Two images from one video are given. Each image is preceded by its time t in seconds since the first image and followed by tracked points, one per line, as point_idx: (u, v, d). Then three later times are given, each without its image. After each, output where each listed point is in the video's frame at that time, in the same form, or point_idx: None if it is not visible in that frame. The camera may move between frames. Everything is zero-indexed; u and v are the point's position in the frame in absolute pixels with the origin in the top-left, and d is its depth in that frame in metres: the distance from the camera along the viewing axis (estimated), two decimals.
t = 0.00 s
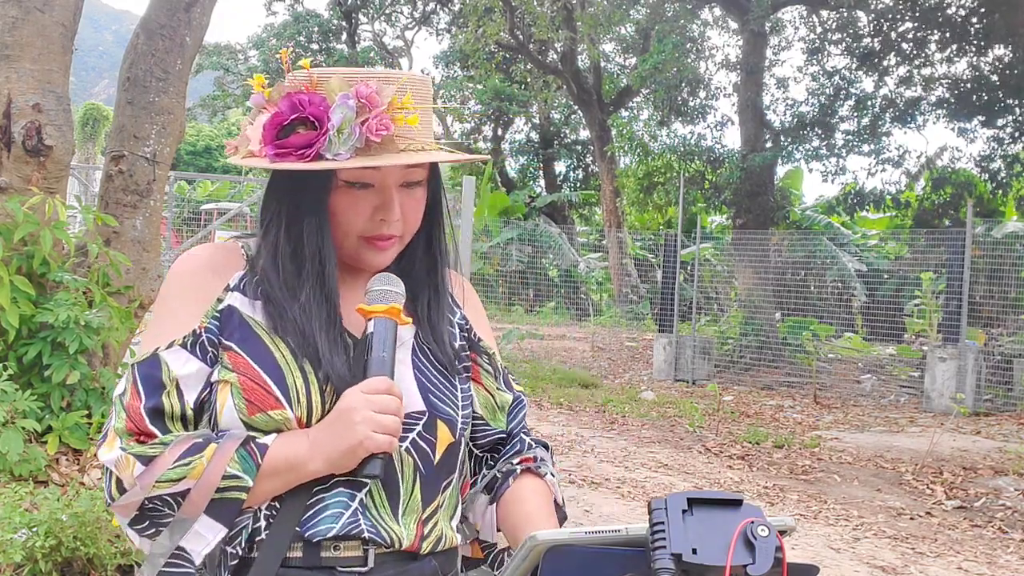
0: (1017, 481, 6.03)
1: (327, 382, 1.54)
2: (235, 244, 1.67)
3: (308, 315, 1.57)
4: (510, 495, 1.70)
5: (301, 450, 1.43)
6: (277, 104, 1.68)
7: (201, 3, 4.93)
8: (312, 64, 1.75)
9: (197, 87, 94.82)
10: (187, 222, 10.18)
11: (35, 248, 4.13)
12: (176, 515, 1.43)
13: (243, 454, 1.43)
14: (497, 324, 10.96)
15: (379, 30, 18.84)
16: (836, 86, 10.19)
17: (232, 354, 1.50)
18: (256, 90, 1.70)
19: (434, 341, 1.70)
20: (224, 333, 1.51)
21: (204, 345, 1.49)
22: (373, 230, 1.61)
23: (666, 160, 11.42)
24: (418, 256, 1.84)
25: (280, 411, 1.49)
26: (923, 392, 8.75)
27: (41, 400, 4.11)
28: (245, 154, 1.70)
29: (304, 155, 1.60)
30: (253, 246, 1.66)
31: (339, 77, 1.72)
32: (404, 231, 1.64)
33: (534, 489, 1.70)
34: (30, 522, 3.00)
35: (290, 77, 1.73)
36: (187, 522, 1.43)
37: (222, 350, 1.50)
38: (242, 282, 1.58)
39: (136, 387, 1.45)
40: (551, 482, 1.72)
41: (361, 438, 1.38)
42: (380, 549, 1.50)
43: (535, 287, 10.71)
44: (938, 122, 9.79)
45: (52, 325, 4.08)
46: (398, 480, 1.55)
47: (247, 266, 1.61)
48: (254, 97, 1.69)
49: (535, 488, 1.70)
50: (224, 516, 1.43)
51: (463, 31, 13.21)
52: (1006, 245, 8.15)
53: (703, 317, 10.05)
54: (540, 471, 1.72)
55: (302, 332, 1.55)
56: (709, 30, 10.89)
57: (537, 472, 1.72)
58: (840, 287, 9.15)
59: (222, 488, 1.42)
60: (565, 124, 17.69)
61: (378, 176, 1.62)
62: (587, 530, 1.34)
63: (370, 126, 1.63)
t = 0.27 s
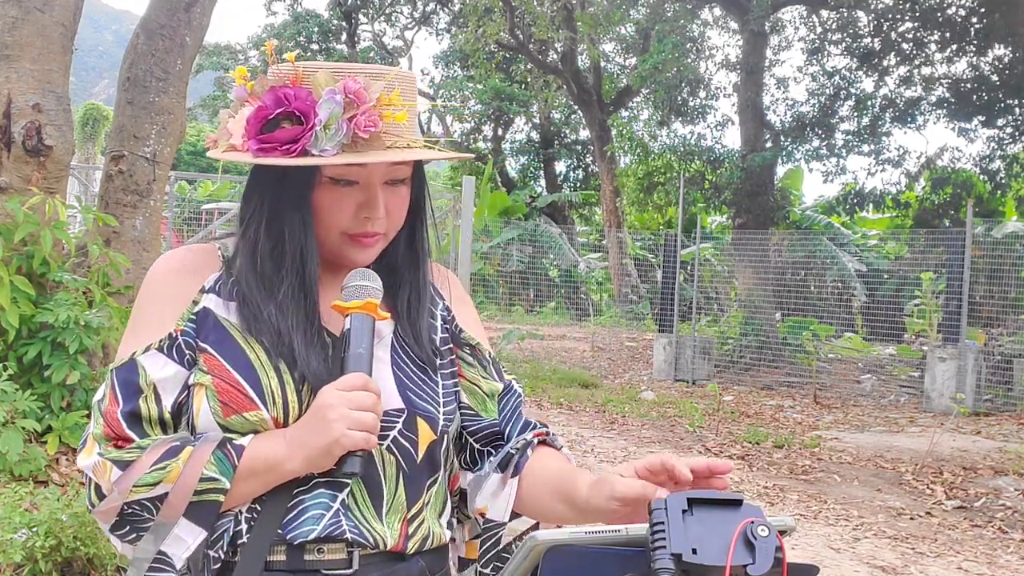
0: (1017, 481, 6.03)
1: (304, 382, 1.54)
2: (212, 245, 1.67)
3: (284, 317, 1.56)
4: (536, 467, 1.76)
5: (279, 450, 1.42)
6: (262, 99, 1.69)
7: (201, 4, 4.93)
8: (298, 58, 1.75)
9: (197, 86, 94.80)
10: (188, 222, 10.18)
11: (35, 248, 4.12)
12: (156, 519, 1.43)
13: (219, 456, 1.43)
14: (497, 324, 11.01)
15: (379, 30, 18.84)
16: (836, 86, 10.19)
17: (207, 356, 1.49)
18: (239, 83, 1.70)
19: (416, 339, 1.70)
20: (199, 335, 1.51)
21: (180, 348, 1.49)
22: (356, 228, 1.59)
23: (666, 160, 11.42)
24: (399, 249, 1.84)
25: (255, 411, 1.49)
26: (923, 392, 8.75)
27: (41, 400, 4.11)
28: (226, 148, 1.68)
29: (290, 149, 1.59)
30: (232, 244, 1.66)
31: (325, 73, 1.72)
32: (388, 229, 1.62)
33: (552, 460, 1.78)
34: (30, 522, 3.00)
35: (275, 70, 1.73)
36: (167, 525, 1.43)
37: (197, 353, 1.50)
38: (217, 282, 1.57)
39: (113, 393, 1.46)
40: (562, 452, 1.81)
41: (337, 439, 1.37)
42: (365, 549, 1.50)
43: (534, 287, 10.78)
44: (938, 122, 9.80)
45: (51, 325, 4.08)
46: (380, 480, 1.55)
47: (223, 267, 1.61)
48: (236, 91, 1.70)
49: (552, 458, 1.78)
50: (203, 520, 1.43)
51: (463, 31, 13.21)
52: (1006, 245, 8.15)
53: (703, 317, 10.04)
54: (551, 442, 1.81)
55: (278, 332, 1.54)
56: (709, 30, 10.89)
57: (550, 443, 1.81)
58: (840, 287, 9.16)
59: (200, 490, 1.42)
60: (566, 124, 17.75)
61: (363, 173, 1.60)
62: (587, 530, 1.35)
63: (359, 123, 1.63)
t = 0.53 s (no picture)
0: (1017, 481, 6.03)
1: (293, 388, 1.53)
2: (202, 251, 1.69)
3: (272, 322, 1.56)
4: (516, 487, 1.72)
5: (265, 459, 1.42)
6: (251, 102, 1.66)
7: (201, 4, 4.93)
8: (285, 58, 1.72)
9: (197, 87, 94.83)
10: (188, 222, 10.18)
11: (35, 248, 4.12)
12: (148, 529, 1.43)
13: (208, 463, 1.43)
14: (496, 323, 11.11)
15: (379, 30, 18.83)
16: (836, 86, 10.19)
17: (196, 364, 1.49)
18: (225, 85, 1.68)
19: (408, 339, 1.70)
20: (187, 343, 1.51)
21: (167, 357, 1.49)
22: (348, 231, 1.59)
23: (666, 160, 11.42)
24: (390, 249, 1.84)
25: (243, 419, 1.48)
26: (923, 392, 8.75)
27: (41, 400, 4.11)
28: (212, 151, 1.67)
29: (280, 154, 1.58)
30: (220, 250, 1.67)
31: (315, 76, 1.70)
32: (380, 231, 1.62)
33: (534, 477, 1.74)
34: (30, 522, 3.00)
35: (264, 69, 1.70)
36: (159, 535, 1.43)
37: (185, 361, 1.50)
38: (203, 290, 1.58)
39: (104, 404, 1.47)
40: (549, 469, 1.77)
41: (321, 447, 1.37)
42: (361, 553, 1.50)
43: (534, 287, 10.86)
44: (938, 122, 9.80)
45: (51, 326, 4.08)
46: (375, 484, 1.54)
47: (210, 274, 1.62)
48: (223, 94, 1.68)
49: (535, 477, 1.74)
50: (195, 528, 1.43)
51: (463, 31, 13.20)
52: (1006, 245, 8.15)
53: (703, 317, 10.04)
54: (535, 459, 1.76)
55: (266, 337, 1.54)
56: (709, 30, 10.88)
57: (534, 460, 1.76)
58: (840, 287, 9.16)
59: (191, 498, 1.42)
60: (566, 124, 17.77)
61: (354, 176, 1.59)
62: (587, 531, 1.34)
63: (351, 127, 1.63)
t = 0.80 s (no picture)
0: (1017, 481, 6.03)
1: (320, 394, 1.52)
2: (222, 246, 1.64)
3: (298, 325, 1.55)
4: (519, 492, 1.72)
5: (296, 463, 1.42)
6: (279, 105, 1.65)
7: (201, 4, 4.93)
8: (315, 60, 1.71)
9: (197, 86, 94.84)
10: (187, 222, 10.17)
11: (35, 248, 4.12)
12: (171, 530, 1.41)
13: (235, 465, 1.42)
14: (496, 323, 11.11)
15: (380, 30, 18.84)
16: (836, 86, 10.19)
17: (222, 364, 1.48)
18: (251, 84, 1.66)
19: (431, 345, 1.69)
20: (214, 342, 1.50)
21: (194, 356, 1.48)
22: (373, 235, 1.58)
23: (666, 160, 11.41)
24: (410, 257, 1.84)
25: (273, 422, 1.47)
26: (923, 392, 8.75)
27: (41, 400, 4.11)
28: (237, 152, 1.65)
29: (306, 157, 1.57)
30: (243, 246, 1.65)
31: (344, 79, 1.68)
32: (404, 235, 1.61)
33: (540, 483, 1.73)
34: (30, 522, 3.00)
35: (293, 70, 1.69)
36: (183, 535, 1.41)
37: (212, 360, 1.48)
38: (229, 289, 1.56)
39: (128, 401, 1.45)
40: (552, 475, 1.76)
41: (355, 455, 1.38)
42: (384, 556, 1.50)
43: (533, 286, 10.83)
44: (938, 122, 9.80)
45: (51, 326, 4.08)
46: (399, 489, 1.53)
47: (235, 271, 1.59)
48: (249, 92, 1.66)
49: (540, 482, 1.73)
50: (221, 529, 1.42)
51: (463, 31, 13.19)
52: (1006, 245, 8.15)
53: (703, 317, 10.04)
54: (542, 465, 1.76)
55: (293, 339, 1.52)
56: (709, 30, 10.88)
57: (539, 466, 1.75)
58: (840, 287, 9.16)
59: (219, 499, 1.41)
60: (565, 124, 17.75)
61: (380, 179, 1.58)
62: (586, 530, 1.34)
63: (381, 134, 1.62)
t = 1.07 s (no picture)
0: (1017, 481, 6.03)
1: (374, 395, 1.48)
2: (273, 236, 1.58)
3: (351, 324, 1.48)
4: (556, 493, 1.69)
5: (350, 463, 1.38)
6: (326, 98, 1.60)
7: (202, 4, 4.93)
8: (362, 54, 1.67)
9: (197, 86, 94.91)
10: (187, 222, 10.17)
11: (35, 248, 4.12)
12: (222, 525, 1.37)
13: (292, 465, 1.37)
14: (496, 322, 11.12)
15: (380, 30, 18.85)
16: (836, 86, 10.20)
17: (276, 359, 1.42)
18: (303, 78, 1.62)
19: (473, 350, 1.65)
20: (267, 336, 1.44)
21: (247, 348, 1.42)
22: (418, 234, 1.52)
23: (665, 160, 11.42)
24: (459, 260, 1.77)
25: (327, 423, 1.42)
26: (923, 392, 8.75)
27: (41, 400, 4.12)
28: (287, 146, 1.60)
29: (351, 152, 1.51)
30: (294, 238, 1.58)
31: (390, 75, 1.63)
32: (450, 233, 1.55)
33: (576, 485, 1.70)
34: (30, 522, 3.00)
35: (341, 65, 1.66)
36: (234, 530, 1.38)
37: (264, 354, 1.43)
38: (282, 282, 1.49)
39: (180, 390, 1.38)
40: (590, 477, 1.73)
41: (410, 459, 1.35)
42: (424, 558, 1.48)
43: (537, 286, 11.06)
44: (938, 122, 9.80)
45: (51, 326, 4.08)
46: (442, 495, 1.52)
47: (287, 265, 1.52)
48: (300, 87, 1.62)
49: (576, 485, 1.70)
50: (271, 526, 1.38)
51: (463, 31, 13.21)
52: (1006, 245, 8.15)
53: (703, 317, 10.05)
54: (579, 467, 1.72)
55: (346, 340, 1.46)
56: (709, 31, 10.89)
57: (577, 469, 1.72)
58: (840, 287, 9.16)
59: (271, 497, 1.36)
60: (564, 124, 17.65)
61: (425, 177, 1.52)
62: (586, 531, 1.35)
63: (423, 130, 1.56)
